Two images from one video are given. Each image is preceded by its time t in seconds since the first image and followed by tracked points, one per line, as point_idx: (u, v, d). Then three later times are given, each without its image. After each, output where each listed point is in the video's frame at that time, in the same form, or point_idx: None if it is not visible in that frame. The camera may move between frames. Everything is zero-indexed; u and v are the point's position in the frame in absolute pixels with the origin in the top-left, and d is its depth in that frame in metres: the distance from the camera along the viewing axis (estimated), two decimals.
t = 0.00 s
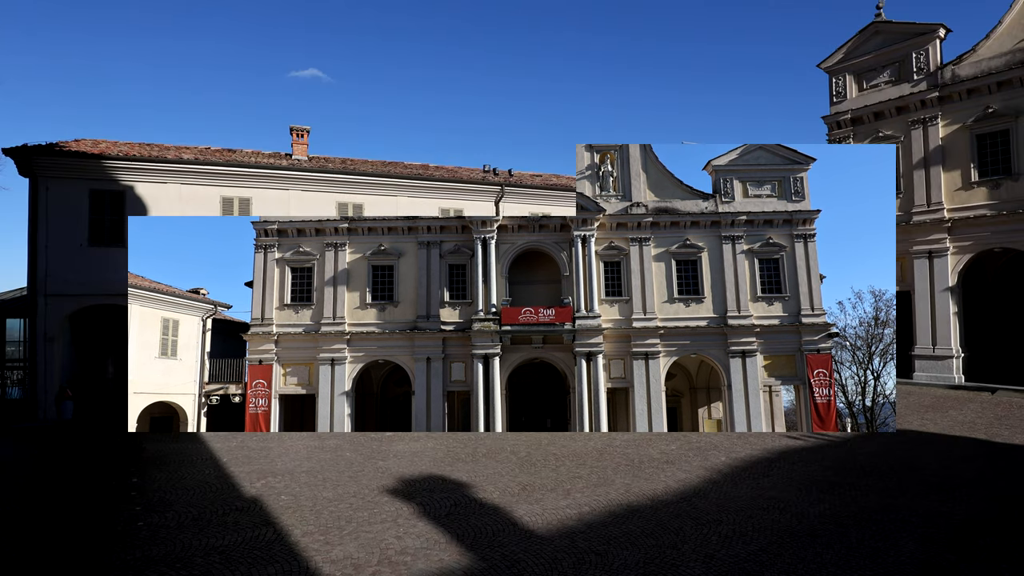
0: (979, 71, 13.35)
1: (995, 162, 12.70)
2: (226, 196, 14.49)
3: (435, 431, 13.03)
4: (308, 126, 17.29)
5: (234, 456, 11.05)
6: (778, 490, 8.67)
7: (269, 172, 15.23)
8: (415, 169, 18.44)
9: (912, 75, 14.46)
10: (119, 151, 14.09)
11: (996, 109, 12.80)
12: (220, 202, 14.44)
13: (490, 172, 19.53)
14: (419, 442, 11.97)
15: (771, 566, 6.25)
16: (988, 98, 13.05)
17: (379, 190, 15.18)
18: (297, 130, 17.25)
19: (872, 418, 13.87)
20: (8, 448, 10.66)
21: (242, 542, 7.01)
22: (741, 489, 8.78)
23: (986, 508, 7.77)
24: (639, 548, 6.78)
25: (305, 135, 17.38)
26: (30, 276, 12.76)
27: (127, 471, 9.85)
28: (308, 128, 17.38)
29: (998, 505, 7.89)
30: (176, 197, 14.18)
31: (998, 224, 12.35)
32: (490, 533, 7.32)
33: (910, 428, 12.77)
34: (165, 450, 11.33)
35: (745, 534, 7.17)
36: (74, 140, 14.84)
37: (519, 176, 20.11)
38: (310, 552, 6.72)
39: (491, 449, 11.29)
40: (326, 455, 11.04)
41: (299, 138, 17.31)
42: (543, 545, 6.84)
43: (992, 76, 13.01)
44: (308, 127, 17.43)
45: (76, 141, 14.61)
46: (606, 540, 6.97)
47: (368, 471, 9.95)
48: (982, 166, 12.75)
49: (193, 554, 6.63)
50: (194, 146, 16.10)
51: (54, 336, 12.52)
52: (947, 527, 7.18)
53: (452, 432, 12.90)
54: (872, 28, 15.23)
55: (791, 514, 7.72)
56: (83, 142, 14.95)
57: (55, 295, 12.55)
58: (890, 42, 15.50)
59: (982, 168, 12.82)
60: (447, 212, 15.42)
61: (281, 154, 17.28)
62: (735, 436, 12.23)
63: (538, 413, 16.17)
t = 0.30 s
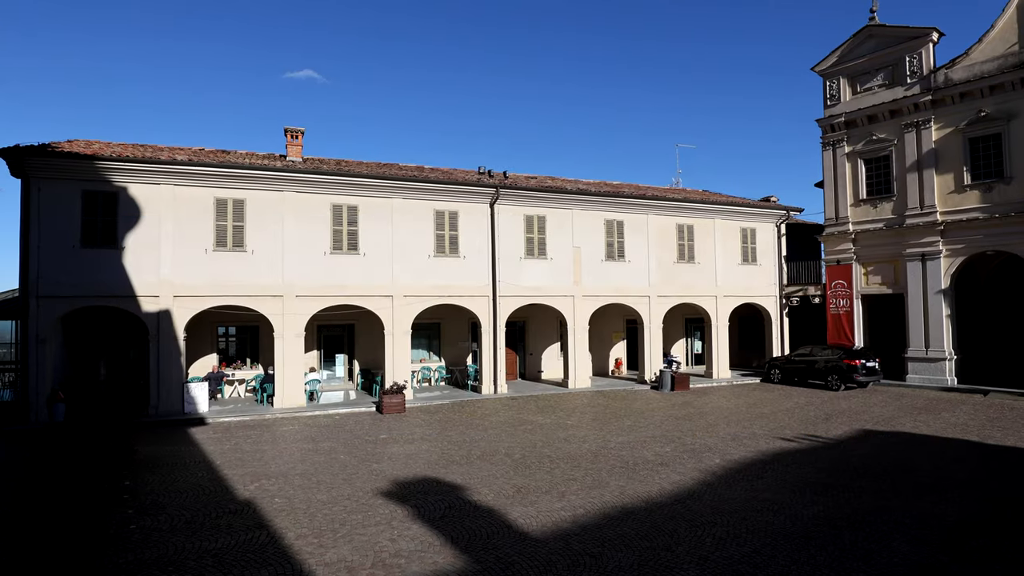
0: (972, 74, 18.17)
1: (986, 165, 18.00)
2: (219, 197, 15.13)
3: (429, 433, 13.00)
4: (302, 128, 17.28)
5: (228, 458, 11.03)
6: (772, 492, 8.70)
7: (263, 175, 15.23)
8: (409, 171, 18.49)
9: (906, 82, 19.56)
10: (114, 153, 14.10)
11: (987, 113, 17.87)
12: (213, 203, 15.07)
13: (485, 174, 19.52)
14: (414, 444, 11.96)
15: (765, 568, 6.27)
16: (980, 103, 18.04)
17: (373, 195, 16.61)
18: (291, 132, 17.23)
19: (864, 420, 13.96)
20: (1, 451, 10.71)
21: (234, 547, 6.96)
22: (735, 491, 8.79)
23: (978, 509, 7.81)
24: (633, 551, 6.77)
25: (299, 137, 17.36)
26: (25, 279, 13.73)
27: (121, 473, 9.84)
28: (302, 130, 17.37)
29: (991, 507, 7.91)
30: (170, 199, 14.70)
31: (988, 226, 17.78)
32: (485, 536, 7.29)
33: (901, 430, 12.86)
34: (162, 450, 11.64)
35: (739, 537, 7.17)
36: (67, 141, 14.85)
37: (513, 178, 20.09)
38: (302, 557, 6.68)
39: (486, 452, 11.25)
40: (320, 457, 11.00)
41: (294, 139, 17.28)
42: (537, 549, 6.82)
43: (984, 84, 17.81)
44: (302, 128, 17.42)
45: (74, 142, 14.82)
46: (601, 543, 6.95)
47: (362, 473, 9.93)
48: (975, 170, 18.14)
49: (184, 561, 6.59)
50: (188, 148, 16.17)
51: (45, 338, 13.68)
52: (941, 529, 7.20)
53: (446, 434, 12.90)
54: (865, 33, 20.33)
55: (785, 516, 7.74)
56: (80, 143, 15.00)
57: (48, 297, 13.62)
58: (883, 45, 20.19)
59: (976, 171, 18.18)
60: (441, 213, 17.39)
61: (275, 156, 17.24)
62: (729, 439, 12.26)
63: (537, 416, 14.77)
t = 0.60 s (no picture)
0: (962, 77, 18.35)
1: (977, 169, 18.13)
2: (211, 198, 15.05)
3: (423, 436, 12.96)
4: (296, 129, 17.23)
5: (219, 461, 10.96)
6: (765, 494, 8.71)
7: (256, 176, 15.17)
8: (403, 173, 18.46)
9: (898, 86, 19.72)
10: (105, 154, 14.04)
11: (977, 117, 18.04)
12: (205, 204, 14.99)
13: (480, 176, 19.51)
14: (407, 447, 11.91)
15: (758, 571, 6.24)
16: (970, 107, 18.23)
17: (368, 197, 16.61)
18: (285, 133, 17.16)
19: (857, 422, 14.03)
20: None
21: (225, 550, 6.91)
22: (728, 493, 8.80)
23: (970, 510, 7.85)
24: (626, 553, 6.76)
25: (293, 138, 17.30)
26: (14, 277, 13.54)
27: (111, 477, 9.75)
28: (296, 131, 17.31)
29: (982, 508, 7.95)
30: (162, 200, 14.62)
31: (978, 229, 17.92)
32: (478, 539, 7.26)
33: (893, 432, 12.92)
34: (150, 453, 11.54)
35: (733, 540, 7.17)
36: (57, 141, 14.74)
37: (508, 181, 20.11)
38: (294, 560, 6.63)
39: (480, 454, 11.21)
40: (313, 460, 10.94)
41: (287, 140, 17.21)
42: (530, 551, 6.80)
43: (974, 86, 17.96)
44: (296, 129, 17.35)
45: (64, 142, 14.70)
46: (595, 546, 6.93)
47: (356, 476, 9.87)
48: (966, 173, 18.27)
49: (174, 565, 6.54)
50: (180, 148, 16.11)
51: (35, 338, 13.60)
52: (933, 530, 7.22)
53: (440, 437, 12.85)
54: (857, 39, 20.46)
55: (778, 518, 7.75)
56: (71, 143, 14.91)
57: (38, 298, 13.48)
58: (876, 49, 20.30)
59: (967, 175, 18.30)
60: (436, 215, 17.37)
61: (269, 157, 17.17)
62: (723, 441, 12.28)
63: (532, 419, 14.71)
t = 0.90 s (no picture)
0: (952, 83, 18.52)
1: (967, 174, 18.27)
2: (204, 199, 14.97)
3: (417, 439, 12.90)
4: (290, 131, 17.17)
5: (211, 464, 10.87)
6: (758, 496, 8.71)
7: (249, 178, 15.10)
8: (398, 175, 18.44)
9: (889, 91, 19.87)
10: (96, 155, 13.95)
11: (967, 122, 18.18)
12: (198, 206, 14.91)
13: (474, 179, 19.51)
14: (400, 450, 11.86)
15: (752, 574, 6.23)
16: (960, 112, 18.38)
17: (362, 199, 16.55)
18: (278, 135, 17.10)
19: (849, 424, 14.09)
20: None
21: (216, 555, 6.85)
22: (722, 495, 8.80)
23: (961, 512, 7.88)
24: (621, 556, 6.75)
25: (286, 139, 17.23)
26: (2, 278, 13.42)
27: (101, 481, 9.66)
28: (290, 133, 17.25)
29: (974, 510, 7.98)
30: (154, 201, 14.53)
31: (969, 234, 18.03)
32: (472, 543, 7.23)
33: (886, 434, 12.98)
34: (141, 456, 11.44)
35: (726, 542, 7.17)
36: (47, 142, 14.63)
37: (502, 183, 20.11)
38: (286, 565, 6.58)
39: (473, 457, 11.17)
40: (306, 463, 10.88)
41: (281, 142, 17.14)
42: (524, 555, 6.77)
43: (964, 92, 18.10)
44: (289, 131, 17.28)
45: (55, 143, 14.60)
46: (589, 549, 6.91)
47: (349, 480, 9.82)
48: (956, 178, 18.40)
49: (163, 570, 6.47)
50: (173, 149, 16.03)
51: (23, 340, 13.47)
52: (925, 532, 7.24)
53: (434, 440, 12.81)
54: (849, 44, 20.61)
55: (771, 520, 7.76)
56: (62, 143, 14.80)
57: (27, 299, 13.37)
58: (867, 54, 20.44)
59: (957, 179, 18.44)
60: (430, 218, 17.34)
61: (263, 158, 17.10)
62: (716, 443, 12.29)
63: (526, 422, 14.69)
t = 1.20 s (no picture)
0: (941, 88, 18.68)
1: (957, 178, 18.42)
2: (196, 201, 14.89)
3: (410, 442, 12.86)
4: (283, 132, 17.12)
5: (202, 468, 10.78)
6: (751, 499, 8.72)
7: (242, 179, 15.03)
8: (392, 177, 18.40)
9: (880, 96, 20.02)
10: (87, 156, 13.85)
11: (956, 127, 18.34)
12: (190, 207, 14.83)
13: (469, 181, 19.49)
14: (394, 453, 11.81)
15: None
16: (949, 118, 18.54)
17: (356, 201, 16.50)
18: (272, 136, 17.03)
19: (842, 427, 14.14)
20: None
21: (207, 559, 6.79)
22: (715, 498, 8.81)
23: (952, 513, 7.93)
24: (614, 559, 6.73)
25: (280, 141, 17.18)
26: None
27: (91, 484, 9.56)
28: (284, 135, 17.19)
29: (964, 511, 8.02)
30: (146, 202, 14.43)
31: (959, 237, 18.17)
32: (465, 546, 7.20)
33: (878, 436, 13.04)
34: (131, 459, 11.33)
35: (720, 544, 7.17)
36: (38, 142, 14.51)
37: (497, 186, 20.11)
38: (277, 569, 6.52)
39: (467, 460, 11.14)
40: (299, 467, 10.81)
41: (274, 143, 17.09)
42: (518, 558, 6.74)
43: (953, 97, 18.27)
44: (283, 132, 17.22)
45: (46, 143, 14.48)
46: (583, 552, 6.89)
47: (342, 483, 9.76)
48: (946, 182, 18.55)
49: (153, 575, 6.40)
50: (165, 151, 15.94)
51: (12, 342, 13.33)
52: (917, 534, 7.26)
53: (427, 442, 12.77)
54: (840, 49, 20.78)
55: (765, 523, 7.77)
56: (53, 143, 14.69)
57: (16, 301, 13.24)
58: (858, 59, 20.60)
59: (947, 184, 18.59)
60: (424, 220, 17.31)
61: (256, 160, 17.04)
62: (710, 446, 12.31)
63: (520, 424, 14.67)
